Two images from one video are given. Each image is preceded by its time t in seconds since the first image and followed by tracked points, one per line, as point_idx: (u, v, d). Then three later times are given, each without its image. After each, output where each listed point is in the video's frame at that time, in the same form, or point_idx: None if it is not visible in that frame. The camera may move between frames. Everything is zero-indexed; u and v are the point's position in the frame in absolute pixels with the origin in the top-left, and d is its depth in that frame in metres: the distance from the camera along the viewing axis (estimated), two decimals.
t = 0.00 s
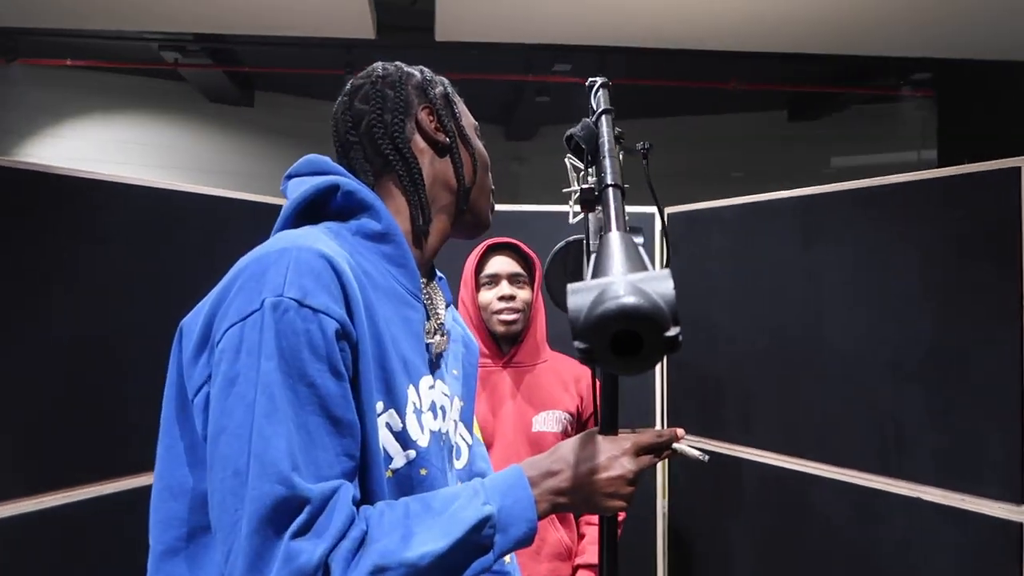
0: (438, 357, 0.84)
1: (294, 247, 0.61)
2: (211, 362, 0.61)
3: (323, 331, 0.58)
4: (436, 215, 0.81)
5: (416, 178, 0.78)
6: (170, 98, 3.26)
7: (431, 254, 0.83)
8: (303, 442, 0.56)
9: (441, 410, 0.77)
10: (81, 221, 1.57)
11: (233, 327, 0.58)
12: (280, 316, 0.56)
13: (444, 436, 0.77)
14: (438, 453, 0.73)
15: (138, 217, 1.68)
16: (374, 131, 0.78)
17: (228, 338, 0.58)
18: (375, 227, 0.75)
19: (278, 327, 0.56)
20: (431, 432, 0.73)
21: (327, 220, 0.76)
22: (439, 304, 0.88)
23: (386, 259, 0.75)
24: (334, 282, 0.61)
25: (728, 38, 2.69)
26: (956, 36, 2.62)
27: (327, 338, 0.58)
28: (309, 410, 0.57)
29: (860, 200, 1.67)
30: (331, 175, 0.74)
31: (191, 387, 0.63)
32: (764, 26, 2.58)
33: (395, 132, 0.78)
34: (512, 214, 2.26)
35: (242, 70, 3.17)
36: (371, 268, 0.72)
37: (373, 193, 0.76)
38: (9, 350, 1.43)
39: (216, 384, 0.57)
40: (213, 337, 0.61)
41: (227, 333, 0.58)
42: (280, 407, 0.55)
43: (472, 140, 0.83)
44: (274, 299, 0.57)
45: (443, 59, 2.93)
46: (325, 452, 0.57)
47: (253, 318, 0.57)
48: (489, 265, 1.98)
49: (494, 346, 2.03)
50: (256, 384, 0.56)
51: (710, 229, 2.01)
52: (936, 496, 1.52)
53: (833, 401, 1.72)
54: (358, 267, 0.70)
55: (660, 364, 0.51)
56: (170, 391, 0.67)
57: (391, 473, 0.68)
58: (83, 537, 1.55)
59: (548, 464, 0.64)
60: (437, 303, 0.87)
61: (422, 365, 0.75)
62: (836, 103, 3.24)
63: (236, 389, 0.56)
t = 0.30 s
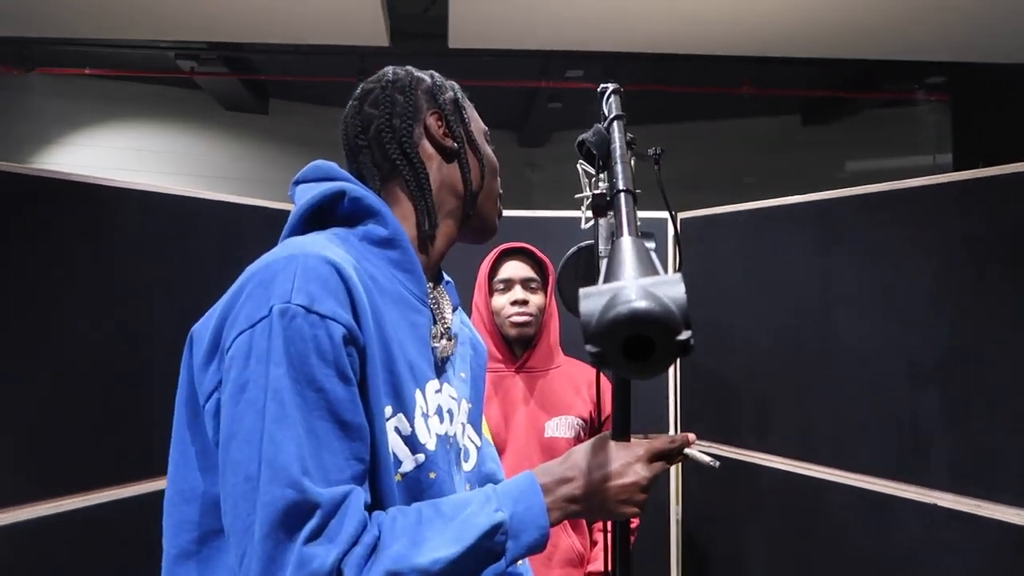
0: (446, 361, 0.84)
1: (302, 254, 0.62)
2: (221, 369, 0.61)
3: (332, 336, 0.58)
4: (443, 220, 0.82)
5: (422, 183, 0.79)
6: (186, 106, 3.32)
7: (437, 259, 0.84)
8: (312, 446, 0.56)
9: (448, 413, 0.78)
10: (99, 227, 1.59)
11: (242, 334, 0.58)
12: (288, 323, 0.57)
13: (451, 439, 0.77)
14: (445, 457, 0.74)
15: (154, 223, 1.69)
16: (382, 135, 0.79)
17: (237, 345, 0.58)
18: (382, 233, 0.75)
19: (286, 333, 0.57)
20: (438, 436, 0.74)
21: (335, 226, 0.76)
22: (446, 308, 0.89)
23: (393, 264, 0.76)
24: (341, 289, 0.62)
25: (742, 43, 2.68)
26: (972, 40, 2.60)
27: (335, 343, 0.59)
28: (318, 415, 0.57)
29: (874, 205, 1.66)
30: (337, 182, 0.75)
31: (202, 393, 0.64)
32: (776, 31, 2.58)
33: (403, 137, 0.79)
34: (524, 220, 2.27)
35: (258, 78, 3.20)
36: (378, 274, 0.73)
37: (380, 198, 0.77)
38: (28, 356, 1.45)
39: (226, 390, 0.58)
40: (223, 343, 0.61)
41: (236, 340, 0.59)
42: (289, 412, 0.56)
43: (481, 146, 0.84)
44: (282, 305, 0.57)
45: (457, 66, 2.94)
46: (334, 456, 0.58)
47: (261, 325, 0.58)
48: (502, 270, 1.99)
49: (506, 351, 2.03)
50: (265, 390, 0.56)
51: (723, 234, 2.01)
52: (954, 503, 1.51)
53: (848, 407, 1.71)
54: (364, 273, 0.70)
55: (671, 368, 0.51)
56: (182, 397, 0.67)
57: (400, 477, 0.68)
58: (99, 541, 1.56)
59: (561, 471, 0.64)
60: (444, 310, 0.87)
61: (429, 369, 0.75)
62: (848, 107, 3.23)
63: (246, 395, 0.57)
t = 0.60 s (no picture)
0: (455, 370, 0.85)
1: (313, 264, 0.63)
2: (233, 377, 0.62)
3: (342, 345, 0.59)
4: (452, 230, 0.83)
5: (433, 194, 0.80)
6: (198, 118, 3.36)
7: (445, 268, 0.84)
8: (323, 454, 0.57)
9: (457, 421, 0.78)
10: (111, 238, 1.61)
11: (255, 343, 0.59)
12: (300, 331, 0.58)
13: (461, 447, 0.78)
14: (454, 465, 0.75)
15: (166, 234, 1.71)
16: (394, 146, 0.79)
17: (250, 354, 0.59)
18: (391, 242, 0.76)
19: (297, 342, 0.58)
20: (447, 444, 0.75)
21: (345, 236, 0.77)
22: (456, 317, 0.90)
23: (403, 274, 0.77)
24: (351, 298, 0.62)
25: (750, 52, 2.68)
26: (982, 48, 2.59)
27: (345, 351, 0.59)
28: (328, 423, 0.58)
29: (884, 214, 1.66)
30: (348, 193, 0.76)
31: (214, 402, 0.64)
32: (783, 41, 2.59)
33: (414, 148, 0.79)
34: (534, 230, 2.27)
35: (268, 90, 3.22)
36: (388, 283, 0.74)
37: (390, 208, 0.78)
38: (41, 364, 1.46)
39: (239, 399, 0.59)
40: (235, 352, 0.62)
41: (249, 348, 0.59)
42: (300, 421, 0.56)
43: (491, 157, 0.85)
44: (294, 314, 0.58)
45: (464, 76, 2.95)
46: (344, 464, 0.58)
47: (273, 334, 0.58)
48: (512, 277, 2.00)
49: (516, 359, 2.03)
50: (277, 398, 0.57)
51: (732, 243, 2.01)
52: (968, 513, 1.50)
53: (859, 416, 1.70)
54: (375, 282, 0.71)
55: (678, 376, 0.52)
56: (195, 406, 0.68)
57: (411, 485, 0.69)
58: (112, 549, 1.57)
59: (571, 482, 0.64)
60: (453, 319, 0.88)
61: (438, 378, 0.76)
62: (857, 117, 3.22)
63: (258, 404, 0.57)
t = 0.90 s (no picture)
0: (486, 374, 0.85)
1: (348, 266, 0.63)
2: (271, 377, 0.63)
3: (378, 346, 0.60)
4: (484, 235, 0.83)
5: (467, 199, 0.80)
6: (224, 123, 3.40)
7: (475, 272, 0.85)
8: (359, 454, 0.57)
9: (488, 424, 0.79)
10: (145, 243, 1.63)
11: (292, 343, 0.60)
12: (336, 332, 0.58)
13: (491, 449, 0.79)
14: (484, 467, 0.75)
15: (199, 239, 1.74)
16: (429, 150, 0.80)
17: (287, 355, 0.60)
18: (423, 246, 0.77)
19: (333, 343, 0.58)
20: (478, 446, 0.75)
21: (378, 240, 0.78)
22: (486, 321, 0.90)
23: (434, 277, 0.77)
24: (386, 299, 0.63)
25: (775, 54, 2.67)
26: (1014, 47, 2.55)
27: (381, 352, 0.60)
28: (364, 424, 0.58)
29: (917, 216, 1.64)
30: (380, 197, 0.76)
31: (251, 401, 0.65)
32: (810, 42, 2.57)
33: (449, 153, 0.80)
34: (561, 234, 2.28)
35: (295, 96, 3.25)
36: (420, 285, 0.75)
37: (423, 213, 0.79)
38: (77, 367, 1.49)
39: (276, 399, 0.59)
40: (272, 353, 0.63)
41: (286, 349, 0.60)
42: (337, 421, 0.57)
43: (522, 164, 0.85)
44: (330, 315, 0.59)
45: (488, 79, 2.96)
46: (379, 464, 0.59)
47: (310, 334, 0.59)
48: (542, 292, 1.99)
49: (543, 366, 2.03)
50: (313, 397, 0.58)
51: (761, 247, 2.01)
52: (1003, 519, 1.48)
53: (890, 421, 1.69)
54: (408, 285, 0.72)
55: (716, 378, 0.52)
56: (231, 406, 0.69)
57: (443, 486, 0.69)
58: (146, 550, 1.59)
59: (605, 487, 0.65)
60: (483, 322, 0.88)
61: (469, 381, 0.77)
62: (884, 118, 3.19)
63: (295, 404, 0.58)
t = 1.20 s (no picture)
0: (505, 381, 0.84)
1: (373, 269, 0.63)
2: (295, 381, 0.63)
3: (404, 349, 0.59)
4: (505, 245, 0.83)
5: (488, 207, 0.80)
6: (242, 128, 3.43)
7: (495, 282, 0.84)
8: (384, 458, 0.57)
9: (506, 432, 0.78)
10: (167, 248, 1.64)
11: (317, 347, 0.60)
12: (362, 335, 0.58)
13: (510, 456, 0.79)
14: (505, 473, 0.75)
15: (220, 244, 1.75)
16: (452, 159, 0.80)
17: (312, 358, 0.59)
18: (445, 252, 0.76)
19: (359, 346, 0.58)
20: (498, 453, 0.74)
21: (399, 247, 0.78)
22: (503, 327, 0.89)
23: (456, 282, 0.77)
24: (411, 303, 0.63)
25: (795, 55, 2.64)
26: None
27: (407, 356, 0.60)
28: (389, 428, 0.58)
29: (944, 219, 1.62)
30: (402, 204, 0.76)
31: (273, 406, 0.65)
32: (831, 43, 2.55)
33: (471, 162, 0.80)
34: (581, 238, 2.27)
35: (313, 100, 3.26)
36: (442, 291, 0.74)
37: (446, 221, 0.78)
38: (100, 371, 1.50)
39: (301, 403, 0.59)
40: (297, 356, 0.63)
41: (311, 353, 0.60)
42: (364, 423, 0.57)
43: (543, 176, 0.85)
44: (356, 318, 0.59)
45: (505, 82, 2.94)
46: (405, 469, 0.58)
47: (336, 337, 0.59)
48: (563, 297, 1.98)
49: (563, 372, 2.02)
50: (340, 401, 0.58)
51: (784, 250, 1.99)
52: None
53: (914, 427, 1.67)
54: (431, 289, 0.71)
55: (749, 389, 0.51)
56: (252, 411, 0.69)
57: (466, 493, 0.69)
58: (167, 554, 1.60)
59: (633, 498, 0.64)
60: (502, 330, 0.87)
61: (489, 388, 0.76)
62: (906, 119, 3.15)
63: (320, 407, 0.58)
